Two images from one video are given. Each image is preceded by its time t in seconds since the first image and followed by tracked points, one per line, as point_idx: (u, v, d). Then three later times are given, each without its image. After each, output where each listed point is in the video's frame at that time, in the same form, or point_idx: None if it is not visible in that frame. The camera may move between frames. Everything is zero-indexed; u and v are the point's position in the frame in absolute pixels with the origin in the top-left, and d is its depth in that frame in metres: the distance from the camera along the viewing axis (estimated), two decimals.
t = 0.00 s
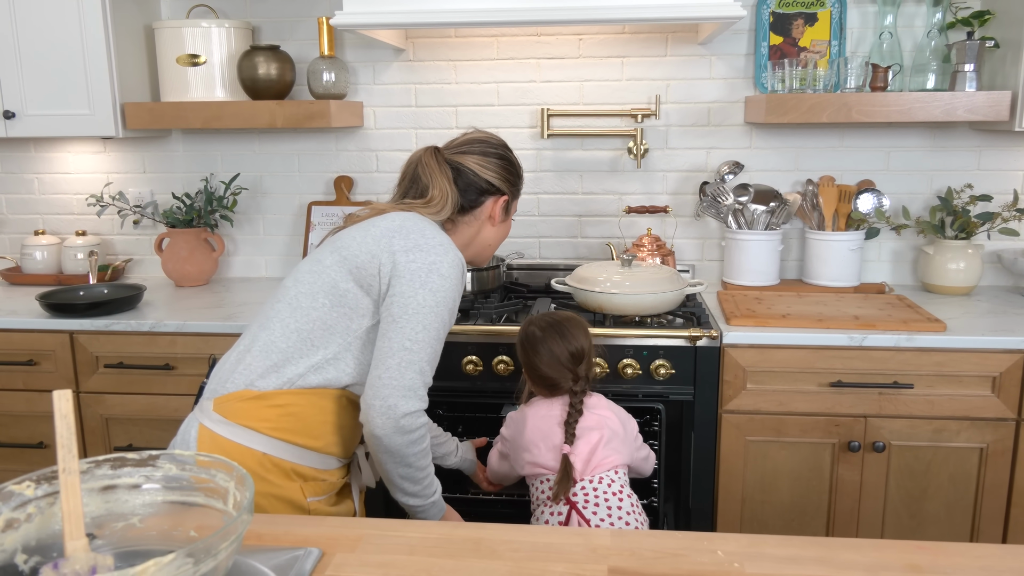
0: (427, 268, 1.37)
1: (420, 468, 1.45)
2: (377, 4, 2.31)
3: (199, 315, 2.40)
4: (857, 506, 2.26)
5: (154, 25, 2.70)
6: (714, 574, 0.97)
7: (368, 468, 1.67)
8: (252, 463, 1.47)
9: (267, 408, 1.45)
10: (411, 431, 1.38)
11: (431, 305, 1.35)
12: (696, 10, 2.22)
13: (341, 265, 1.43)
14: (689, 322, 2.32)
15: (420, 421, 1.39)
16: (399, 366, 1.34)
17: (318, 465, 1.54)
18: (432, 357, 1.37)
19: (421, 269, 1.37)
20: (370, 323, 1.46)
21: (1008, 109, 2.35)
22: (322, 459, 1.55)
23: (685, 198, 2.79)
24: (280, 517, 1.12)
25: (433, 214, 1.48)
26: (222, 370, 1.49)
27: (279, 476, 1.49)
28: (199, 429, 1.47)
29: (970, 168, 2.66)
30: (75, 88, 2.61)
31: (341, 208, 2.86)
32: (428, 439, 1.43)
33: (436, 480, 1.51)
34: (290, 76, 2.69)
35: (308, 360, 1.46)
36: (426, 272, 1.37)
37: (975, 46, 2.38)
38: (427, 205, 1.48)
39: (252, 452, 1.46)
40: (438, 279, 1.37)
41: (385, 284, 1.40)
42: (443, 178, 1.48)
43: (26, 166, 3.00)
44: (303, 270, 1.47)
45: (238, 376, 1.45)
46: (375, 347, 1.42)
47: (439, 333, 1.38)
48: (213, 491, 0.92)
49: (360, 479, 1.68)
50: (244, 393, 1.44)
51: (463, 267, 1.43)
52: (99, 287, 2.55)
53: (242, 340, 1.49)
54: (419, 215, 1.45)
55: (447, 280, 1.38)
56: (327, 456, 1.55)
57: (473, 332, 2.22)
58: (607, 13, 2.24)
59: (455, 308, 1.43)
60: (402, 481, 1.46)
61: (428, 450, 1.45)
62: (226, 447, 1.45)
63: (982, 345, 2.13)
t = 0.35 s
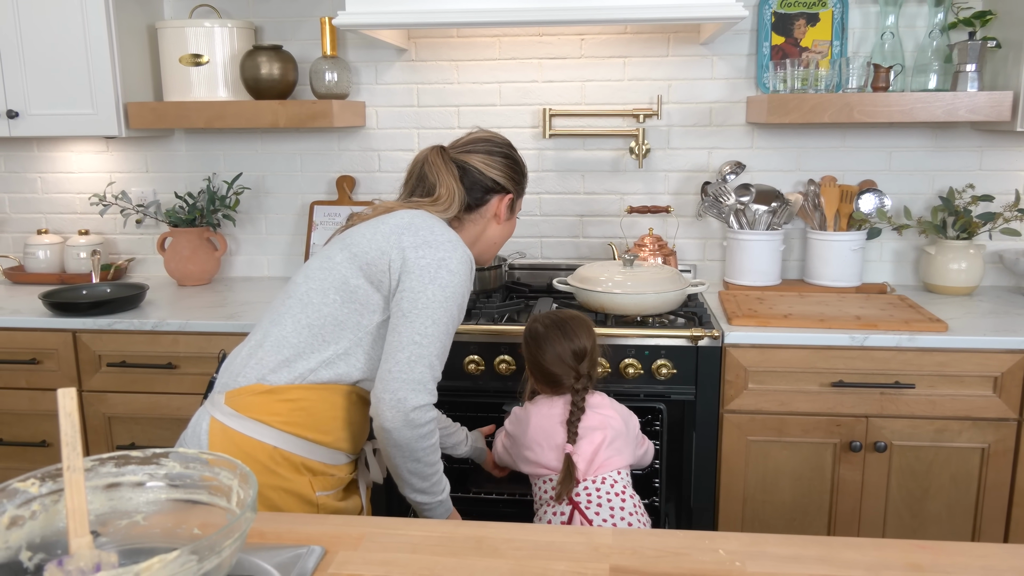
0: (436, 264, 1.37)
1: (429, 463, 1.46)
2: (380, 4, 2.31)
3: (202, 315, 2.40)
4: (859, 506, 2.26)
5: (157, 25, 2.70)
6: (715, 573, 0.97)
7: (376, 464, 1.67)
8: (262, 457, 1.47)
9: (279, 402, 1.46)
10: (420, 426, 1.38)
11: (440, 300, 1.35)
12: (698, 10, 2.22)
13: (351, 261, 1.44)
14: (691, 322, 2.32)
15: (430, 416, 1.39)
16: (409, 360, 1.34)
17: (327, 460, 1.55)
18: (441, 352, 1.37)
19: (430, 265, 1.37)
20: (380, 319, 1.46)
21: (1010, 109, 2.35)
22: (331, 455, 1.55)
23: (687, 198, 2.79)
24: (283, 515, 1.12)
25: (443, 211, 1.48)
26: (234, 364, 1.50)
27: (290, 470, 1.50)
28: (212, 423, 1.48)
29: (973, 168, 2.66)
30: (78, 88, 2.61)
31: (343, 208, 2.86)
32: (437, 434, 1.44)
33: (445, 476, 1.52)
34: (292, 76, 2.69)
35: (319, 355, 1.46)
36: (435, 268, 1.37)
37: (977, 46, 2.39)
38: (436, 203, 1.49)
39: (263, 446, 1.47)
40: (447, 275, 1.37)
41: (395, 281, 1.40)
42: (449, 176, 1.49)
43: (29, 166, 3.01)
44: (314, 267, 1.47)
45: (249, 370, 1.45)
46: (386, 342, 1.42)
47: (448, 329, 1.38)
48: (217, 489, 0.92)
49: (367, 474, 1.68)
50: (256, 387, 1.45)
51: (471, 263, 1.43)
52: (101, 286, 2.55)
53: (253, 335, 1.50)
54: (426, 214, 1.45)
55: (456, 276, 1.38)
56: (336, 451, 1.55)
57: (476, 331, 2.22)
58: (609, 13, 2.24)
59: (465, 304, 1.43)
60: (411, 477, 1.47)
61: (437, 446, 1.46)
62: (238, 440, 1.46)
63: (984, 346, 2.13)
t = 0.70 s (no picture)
0: (437, 263, 1.38)
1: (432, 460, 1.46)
2: (382, 5, 2.32)
3: (204, 315, 2.41)
4: (859, 506, 2.26)
5: (160, 26, 2.71)
6: (715, 572, 0.97)
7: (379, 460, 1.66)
8: (265, 453, 1.48)
9: (282, 399, 1.46)
10: (422, 424, 1.39)
11: (441, 298, 1.36)
12: (699, 11, 2.22)
13: (355, 261, 1.44)
14: (692, 321, 2.32)
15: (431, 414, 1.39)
16: (409, 359, 1.34)
17: (330, 455, 1.55)
18: (442, 350, 1.38)
19: (432, 264, 1.37)
20: (383, 317, 1.46)
21: (1011, 109, 2.35)
22: (335, 450, 1.56)
23: (688, 198, 2.79)
24: (284, 513, 1.12)
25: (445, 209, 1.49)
26: (239, 360, 1.51)
27: (293, 466, 1.50)
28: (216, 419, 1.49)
29: (974, 168, 2.67)
30: (81, 88, 2.62)
31: (345, 208, 2.87)
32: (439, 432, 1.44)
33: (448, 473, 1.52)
34: (294, 76, 2.70)
35: (322, 352, 1.47)
36: (436, 267, 1.37)
37: (978, 46, 2.39)
38: (438, 201, 1.49)
39: (267, 441, 1.48)
40: (448, 273, 1.37)
41: (397, 279, 1.41)
42: (453, 173, 1.49)
43: (32, 166, 3.02)
44: (318, 264, 1.48)
45: (254, 367, 1.47)
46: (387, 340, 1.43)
47: (449, 327, 1.38)
48: (220, 487, 0.93)
49: (371, 470, 1.68)
50: (259, 383, 1.46)
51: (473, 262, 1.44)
52: (104, 286, 2.56)
53: (258, 332, 1.51)
54: (431, 212, 1.45)
55: (457, 274, 1.38)
56: (340, 446, 1.56)
57: (476, 331, 2.22)
58: (611, 14, 2.24)
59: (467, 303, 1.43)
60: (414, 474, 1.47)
61: (439, 442, 1.46)
62: (241, 435, 1.47)
63: (985, 346, 2.13)
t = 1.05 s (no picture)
0: (382, 232, 1.27)
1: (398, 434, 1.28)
2: (383, 5, 2.32)
3: (207, 314, 2.41)
4: (861, 505, 2.26)
5: (162, 26, 2.72)
6: (715, 570, 0.98)
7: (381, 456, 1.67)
8: (260, 447, 1.49)
9: (272, 394, 1.47)
10: (365, 393, 1.23)
11: (378, 265, 1.24)
12: (700, 9, 2.22)
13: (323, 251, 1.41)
14: (694, 320, 2.32)
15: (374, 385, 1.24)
16: (341, 326, 1.23)
17: (328, 449, 1.54)
18: (383, 317, 1.24)
19: (375, 234, 1.27)
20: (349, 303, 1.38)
21: (1014, 108, 2.35)
22: (332, 444, 1.55)
23: (689, 197, 2.79)
24: (286, 511, 1.13)
25: (424, 191, 1.40)
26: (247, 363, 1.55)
27: (287, 460, 1.50)
28: (219, 417, 1.53)
29: (976, 167, 2.66)
30: (83, 88, 2.63)
31: (347, 208, 2.87)
32: (398, 402, 1.27)
33: (432, 444, 1.31)
34: (296, 76, 2.70)
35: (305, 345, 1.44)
36: (380, 236, 1.27)
37: (980, 44, 2.38)
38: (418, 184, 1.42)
39: (260, 435, 1.49)
40: (390, 241, 1.26)
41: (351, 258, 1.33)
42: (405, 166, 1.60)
43: (35, 167, 3.03)
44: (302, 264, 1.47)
45: (246, 364, 1.49)
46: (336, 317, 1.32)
47: (390, 294, 1.24)
48: (221, 485, 0.93)
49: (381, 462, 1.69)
50: (251, 381, 1.48)
51: (433, 233, 1.31)
52: (107, 286, 2.57)
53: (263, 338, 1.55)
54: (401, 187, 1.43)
55: (402, 243, 1.27)
56: (338, 439, 1.54)
57: (478, 330, 2.22)
58: (612, 13, 2.24)
59: (425, 273, 1.29)
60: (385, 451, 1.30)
61: (403, 413, 1.28)
62: (238, 432, 1.50)
63: (987, 344, 2.13)
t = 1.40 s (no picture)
0: (345, 251, 1.24)
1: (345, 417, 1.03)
2: (387, 6, 2.32)
3: (212, 314, 2.42)
4: (866, 505, 2.26)
5: (168, 27, 2.73)
6: (715, 572, 0.98)
7: (362, 472, 1.51)
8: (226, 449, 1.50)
9: (243, 400, 1.48)
10: (309, 391, 1.07)
11: (338, 279, 1.18)
12: (705, 9, 2.22)
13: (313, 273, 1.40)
14: (698, 321, 2.32)
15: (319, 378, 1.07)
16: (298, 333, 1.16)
17: (296, 461, 1.51)
18: (344, 327, 1.13)
19: (339, 253, 1.24)
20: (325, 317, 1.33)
21: (1019, 107, 2.34)
22: (300, 457, 1.51)
23: (693, 197, 2.79)
24: (288, 513, 1.13)
25: (413, 215, 1.38)
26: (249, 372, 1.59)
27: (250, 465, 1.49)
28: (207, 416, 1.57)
29: (981, 166, 2.65)
30: (89, 89, 2.64)
31: (352, 208, 2.88)
32: (349, 386, 1.06)
33: (390, 409, 1.04)
34: (301, 76, 2.71)
35: (281, 363, 1.45)
36: (342, 255, 1.23)
37: (985, 44, 2.37)
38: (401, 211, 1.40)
39: (228, 438, 1.50)
40: (351, 258, 1.21)
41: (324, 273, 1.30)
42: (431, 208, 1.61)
43: (42, 167, 3.04)
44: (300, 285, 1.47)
45: (238, 369, 1.52)
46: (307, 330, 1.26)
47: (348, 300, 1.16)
48: (222, 486, 0.94)
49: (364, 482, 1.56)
50: (234, 385, 1.51)
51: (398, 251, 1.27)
52: (113, 286, 2.58)
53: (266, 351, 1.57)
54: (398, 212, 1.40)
55: (363, 258, 1.22)
56: (303, 454, 1.50)
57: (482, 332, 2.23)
58: (617, 13, 2.24)
59: (390, 288, 1.23)
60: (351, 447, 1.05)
61: (352, 393, 1.05)
62: (213, 432, 1.52)
63: (992, 345, 2.12)
